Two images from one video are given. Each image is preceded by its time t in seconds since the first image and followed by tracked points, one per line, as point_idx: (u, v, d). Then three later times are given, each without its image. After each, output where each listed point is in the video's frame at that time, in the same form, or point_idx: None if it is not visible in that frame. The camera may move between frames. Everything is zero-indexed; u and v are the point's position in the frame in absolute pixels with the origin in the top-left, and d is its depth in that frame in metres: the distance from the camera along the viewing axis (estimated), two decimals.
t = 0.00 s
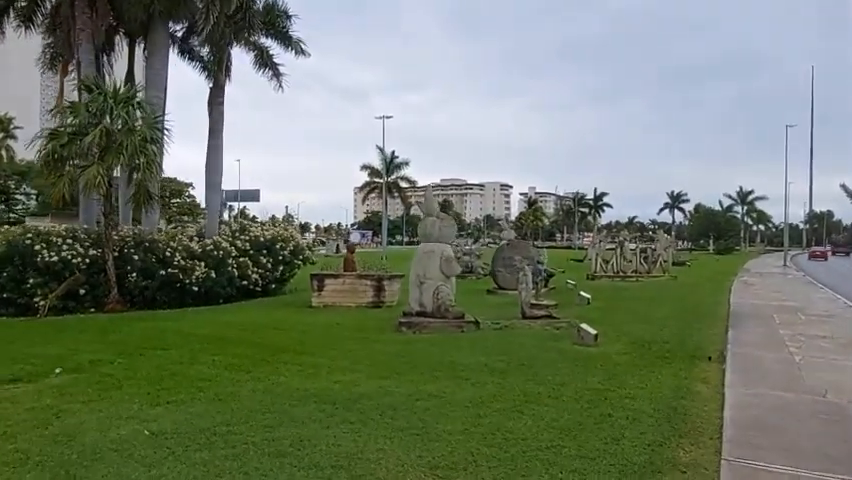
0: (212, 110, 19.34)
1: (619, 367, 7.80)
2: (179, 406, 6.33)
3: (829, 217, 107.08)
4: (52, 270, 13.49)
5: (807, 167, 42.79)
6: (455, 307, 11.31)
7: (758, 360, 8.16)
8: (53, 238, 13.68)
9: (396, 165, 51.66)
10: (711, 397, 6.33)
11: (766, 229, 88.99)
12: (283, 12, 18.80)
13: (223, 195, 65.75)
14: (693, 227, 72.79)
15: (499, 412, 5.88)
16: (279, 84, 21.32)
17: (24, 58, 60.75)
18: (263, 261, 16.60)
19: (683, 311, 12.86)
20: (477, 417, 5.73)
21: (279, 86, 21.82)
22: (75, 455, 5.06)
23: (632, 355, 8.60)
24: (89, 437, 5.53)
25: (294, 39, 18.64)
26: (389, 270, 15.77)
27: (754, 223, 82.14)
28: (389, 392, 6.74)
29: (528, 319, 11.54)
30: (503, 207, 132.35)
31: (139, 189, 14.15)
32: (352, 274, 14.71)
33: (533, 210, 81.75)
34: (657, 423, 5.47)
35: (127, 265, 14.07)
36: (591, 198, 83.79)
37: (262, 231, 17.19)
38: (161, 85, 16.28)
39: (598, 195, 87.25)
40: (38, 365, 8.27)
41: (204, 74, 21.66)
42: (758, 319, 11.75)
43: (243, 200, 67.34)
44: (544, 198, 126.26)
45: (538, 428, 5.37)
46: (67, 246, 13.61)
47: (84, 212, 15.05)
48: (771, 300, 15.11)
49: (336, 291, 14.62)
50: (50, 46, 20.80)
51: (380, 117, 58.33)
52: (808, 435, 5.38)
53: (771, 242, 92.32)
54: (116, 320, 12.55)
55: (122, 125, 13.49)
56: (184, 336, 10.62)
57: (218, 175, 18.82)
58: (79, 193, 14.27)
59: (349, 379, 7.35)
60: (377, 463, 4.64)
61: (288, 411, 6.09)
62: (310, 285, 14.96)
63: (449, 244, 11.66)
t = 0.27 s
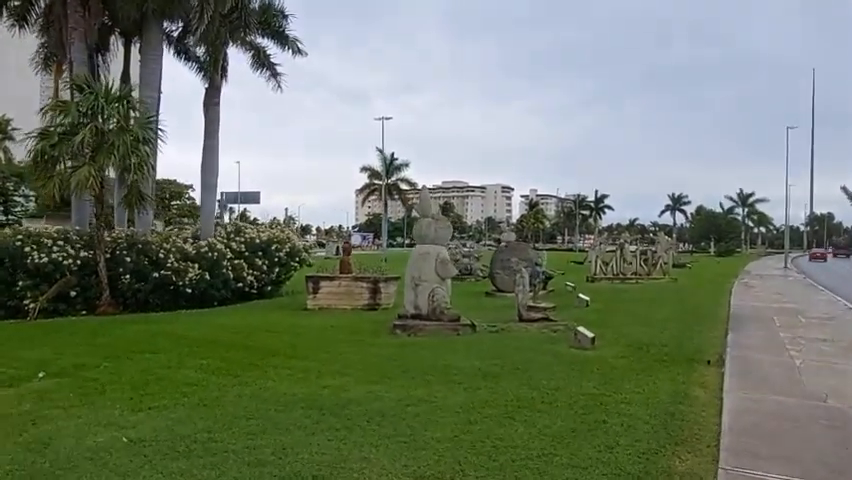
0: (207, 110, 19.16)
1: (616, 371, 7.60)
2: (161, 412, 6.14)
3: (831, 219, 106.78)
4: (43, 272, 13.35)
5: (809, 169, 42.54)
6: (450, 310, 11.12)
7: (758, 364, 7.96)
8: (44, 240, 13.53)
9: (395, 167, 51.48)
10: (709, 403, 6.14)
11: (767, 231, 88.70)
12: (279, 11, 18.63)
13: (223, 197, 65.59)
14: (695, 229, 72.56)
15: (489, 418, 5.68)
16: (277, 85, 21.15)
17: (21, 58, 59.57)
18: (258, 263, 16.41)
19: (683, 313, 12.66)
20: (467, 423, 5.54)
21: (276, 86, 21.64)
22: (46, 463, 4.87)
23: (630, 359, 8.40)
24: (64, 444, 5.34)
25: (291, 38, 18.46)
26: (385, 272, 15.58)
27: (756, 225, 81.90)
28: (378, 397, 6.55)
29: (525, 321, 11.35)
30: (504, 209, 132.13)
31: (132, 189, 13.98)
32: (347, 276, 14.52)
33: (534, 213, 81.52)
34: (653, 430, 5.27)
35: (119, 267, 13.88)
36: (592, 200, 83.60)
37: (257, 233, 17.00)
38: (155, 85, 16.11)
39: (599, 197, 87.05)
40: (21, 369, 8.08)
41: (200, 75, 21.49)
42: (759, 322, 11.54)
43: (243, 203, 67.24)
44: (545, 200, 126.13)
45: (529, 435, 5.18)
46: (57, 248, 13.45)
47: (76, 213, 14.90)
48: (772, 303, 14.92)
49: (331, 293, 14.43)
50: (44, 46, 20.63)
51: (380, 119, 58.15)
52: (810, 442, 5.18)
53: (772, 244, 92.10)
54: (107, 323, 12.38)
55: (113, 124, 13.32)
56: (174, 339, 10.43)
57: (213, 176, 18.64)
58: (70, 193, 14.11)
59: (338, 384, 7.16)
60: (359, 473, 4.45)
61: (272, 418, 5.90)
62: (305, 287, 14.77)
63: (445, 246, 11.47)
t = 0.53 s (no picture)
0: (202, 107, 18.94)
1: (612, 374, 7.41)
2: (141, 415, 5.95)
3: (830, 219, 106.61)
4: (32, 269, 13.15)
5: (809, 169, 42.34)
6: (444, 309, 10.93)
7: (757, 368, 7.77)
8: (33, 236, 13.32)
9: (393, 164, 51.25)
10: (707, 408, 5.95)
11: (767, 231, 88.51)
12: (275, 7, 18.43)
13: (221, 194, 65.31)
14: (693, 228, 72.36)
15: (480, 423, 5.50)
16: (272, 81, 20.92)
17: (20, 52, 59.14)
18: (251, 261, 16.21)
19: (681, 314, 12.48)
20: (456, 428, 5.35)
21: (272, 83, 21.42)
22: (17, 470, 4.67)
23: (626, 361, 8.21)
24: (37, 449, 5.15)
25: (286, 34, 18.25)
26: (380, 271, 15.39)
27: (755, 225, 81.71)
28: (366, 400, 6.36)
29: (520, 322, 11.15)
30: (503, 207, 131.91)
31: (123, 186, 13.76)
32: (341, 274, 14.33)
33: (533, 211, 81.29)
34: (648, 437, 5.09)
35: (110, 265, 13.68)
36: (591, 199, 83.42)
37: (251, 230, 16.80)
38: (148, 81, 15.88)
39: (598, 195, 86.83)
40: (3, 369, 7.88)
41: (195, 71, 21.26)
42: (758, 323, 11.35)
43: (241, 200, 66.97)
44: (544, 199, 125.90)
45: (519, 442, 4.99)
46: (47, 244, 13.24)
47: (67, 209, 14.69)
48: (771, 303, 14.73)
49: (325, 292, 14.24)
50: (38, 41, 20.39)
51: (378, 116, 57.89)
52: (811, 450, 4.99)
53: (771, 244, 91.92)
54: (96, 322, 12.17)
55: (104, 121, 13.08)
56: (163, 339, 10.23)
57: (207, 172, 18.43)
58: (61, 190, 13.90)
59: (326, 387, 6.96)
60: None
61: (255, 422, 5.71)
62: (298, 286, 14.58)
63: (439, 244, 11.29)
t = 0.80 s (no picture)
0: (199, 105, 18.79)
1: (612, 378, 7.25)
2: (128, 418, 5.79)
3: (831, 220, 106.42)
4: (26, 268, 12.98)
5: (810, 170, 42.18)
6: (442, 310, 10.79)
7: (759, 371, 7.62)
8: (27, 235, 13.16)
9: (393, 164, 51.11)
10: (709, 413, 5.79)
11: (768, 232, 88.31)
12: (273, 4, 18.28)
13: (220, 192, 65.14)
14: (694, 230, 72.21)
15: (475, 428, 5.34)
16: (270, 80, 20.78)
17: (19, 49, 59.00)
18: (248, 260, 16.03)
19: (683, 316, 12.33)
20: (451, 434, 5.20)
21: (270, 81, 21.27)
22: None
23: (626, 364, 8.05)
24: (19, 453, 4.99)
25: (285, 32, 18.10)
26: (378, 270, 15.24)
27: (756, 226, 81.57)
28: (360, 404, 6.20)
29: (518, 323, 11.00)
30: (504, 207, 131.69)
31: (118, 185, 13.60)
32: (338, 274, 14.18)
33: (534, 211, 81.12)
34: (649, 444, 4.93)
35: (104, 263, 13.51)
36: (591, 199, 83.29)
37: (248, 229, 16.64)
38: (144, 78, 15.73)
39: (598, 196, 86.70)
40: None
41: (193, 69, 21.11)
42: (760, 325, 11.20)
43: (240, 199, 66.85)
44: (544, 199, 125.75)
45: (515, 449, 4.84)
46: (41, 243, 13.08)
47: (63, 207, 14.54)
48: (773, 305, 14.58)
49: (322, 292, 14.08)
50: (34, 38, 20.23)
51: (377, 115, 57.72)
52: (816, 458, 4.84)
53: (772, 245, 91.75)
54: (88, 321, 12.00)
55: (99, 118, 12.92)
56: (156, 339, 10.07)
57: (204, 171, 18.28)
58: (55, 188, 13.74)
59: (320, 389, 6.80)
60: None
61: (245, 426, 5.55)
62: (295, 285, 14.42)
63: (437, 244, 11.14)
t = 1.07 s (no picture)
0: (194, 107, 18.66)
1: (610, 384, 7.13)
2: (116, 425, 5.65)
3: (828, 225, 106.43)
4: (17, 270, 12.84)
5: (807, 175, 42.15)
6: (438, 314, 10.65)
7: (760, 378, 7.50)
8: (19, 237, 13.02)
9: (390, 167, 51.00)
10: (709, 422, 5.66)
11: (765, 236, 88.28)
12: (269, 5, 18.17)
13: (217, 195, 64.99)
14: (691, 234, 72.15)
15: (470, 436, 5.21)
16: (265, 82, 20.68)
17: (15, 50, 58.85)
18: (243, 263, 15.89)
19: (681, 321, 12.20)
20: (446, 442, 5.07)
21: (265, 83, 21.15)
22: None
23: (625, 369, 7.93)
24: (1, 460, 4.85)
25: (280, 33, 17.99)
26: (373, 274, 15.11)
27: (753, 230, 81.52)
28: (352, 410, 6.07)
29: (515, 328, 10.87)
30: (501, 211, 131.62)
31: (111, 187, 13.46)
32: (333, 278, 14.05)
33: (531, 215, 81.03)
34: (648, 454, 4.81)
35: (97, 266, 13.37)
36: (588, 203, 83.24)
37: (243, 232, 16.50)
38: (138, 80, 15.60)
39: (595, 200, 86.65)
40: None
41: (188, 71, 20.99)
42: (760, 330, 11.08)
43: (237, 202, 66.70)
44: (541, 203, 125.70)
45: (512, 458, 4.71)
46: (33, 245, 12.94)
47: (55, 209, 14.41)
48: (772, 310, 14.46)
49: (316, 295, 13.95)
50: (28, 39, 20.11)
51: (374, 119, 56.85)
52: (821, 469, 4.72)
53: (769, 249, 91.72)
54: (80, 324, 11.85)
55: (91, 119, 12.78)
56: (148, 342, 9.93)
57: (199, 173, 18.15)
58: (48, 189, 13.61)
59: (312, 395, 6.67)
60: None
61: (235, 433, 5.42)
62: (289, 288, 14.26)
63: (433, 248, 11.01)
